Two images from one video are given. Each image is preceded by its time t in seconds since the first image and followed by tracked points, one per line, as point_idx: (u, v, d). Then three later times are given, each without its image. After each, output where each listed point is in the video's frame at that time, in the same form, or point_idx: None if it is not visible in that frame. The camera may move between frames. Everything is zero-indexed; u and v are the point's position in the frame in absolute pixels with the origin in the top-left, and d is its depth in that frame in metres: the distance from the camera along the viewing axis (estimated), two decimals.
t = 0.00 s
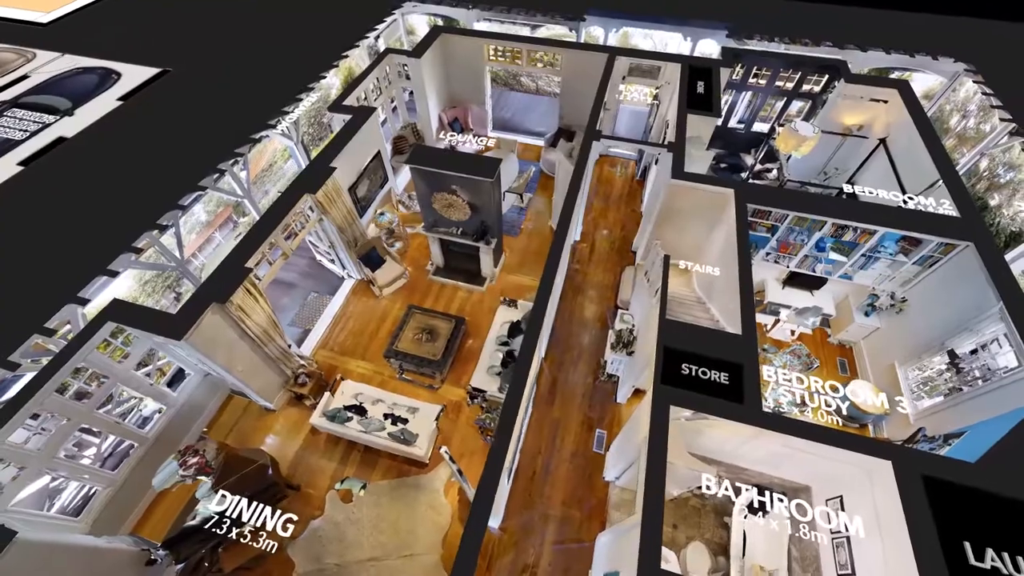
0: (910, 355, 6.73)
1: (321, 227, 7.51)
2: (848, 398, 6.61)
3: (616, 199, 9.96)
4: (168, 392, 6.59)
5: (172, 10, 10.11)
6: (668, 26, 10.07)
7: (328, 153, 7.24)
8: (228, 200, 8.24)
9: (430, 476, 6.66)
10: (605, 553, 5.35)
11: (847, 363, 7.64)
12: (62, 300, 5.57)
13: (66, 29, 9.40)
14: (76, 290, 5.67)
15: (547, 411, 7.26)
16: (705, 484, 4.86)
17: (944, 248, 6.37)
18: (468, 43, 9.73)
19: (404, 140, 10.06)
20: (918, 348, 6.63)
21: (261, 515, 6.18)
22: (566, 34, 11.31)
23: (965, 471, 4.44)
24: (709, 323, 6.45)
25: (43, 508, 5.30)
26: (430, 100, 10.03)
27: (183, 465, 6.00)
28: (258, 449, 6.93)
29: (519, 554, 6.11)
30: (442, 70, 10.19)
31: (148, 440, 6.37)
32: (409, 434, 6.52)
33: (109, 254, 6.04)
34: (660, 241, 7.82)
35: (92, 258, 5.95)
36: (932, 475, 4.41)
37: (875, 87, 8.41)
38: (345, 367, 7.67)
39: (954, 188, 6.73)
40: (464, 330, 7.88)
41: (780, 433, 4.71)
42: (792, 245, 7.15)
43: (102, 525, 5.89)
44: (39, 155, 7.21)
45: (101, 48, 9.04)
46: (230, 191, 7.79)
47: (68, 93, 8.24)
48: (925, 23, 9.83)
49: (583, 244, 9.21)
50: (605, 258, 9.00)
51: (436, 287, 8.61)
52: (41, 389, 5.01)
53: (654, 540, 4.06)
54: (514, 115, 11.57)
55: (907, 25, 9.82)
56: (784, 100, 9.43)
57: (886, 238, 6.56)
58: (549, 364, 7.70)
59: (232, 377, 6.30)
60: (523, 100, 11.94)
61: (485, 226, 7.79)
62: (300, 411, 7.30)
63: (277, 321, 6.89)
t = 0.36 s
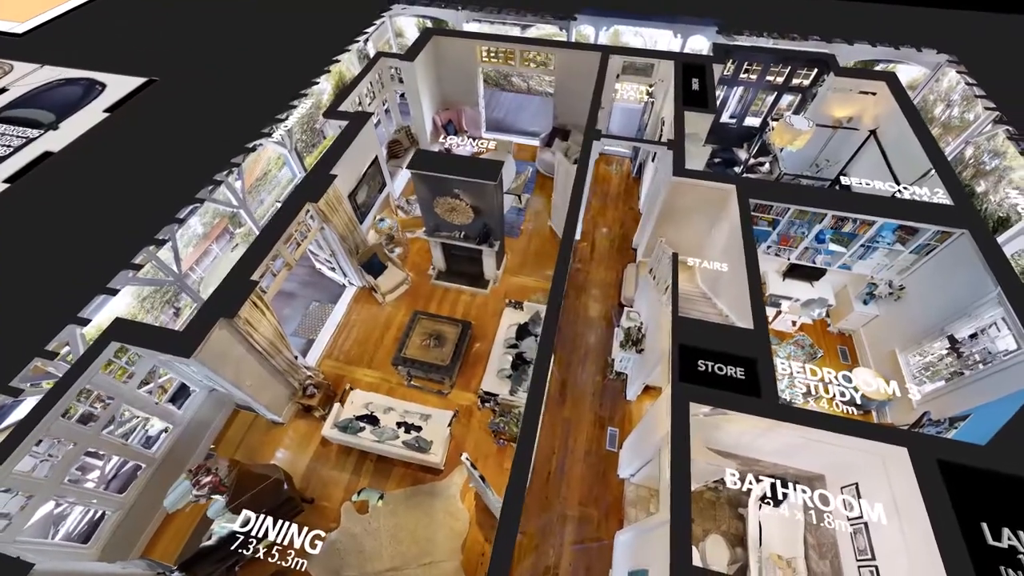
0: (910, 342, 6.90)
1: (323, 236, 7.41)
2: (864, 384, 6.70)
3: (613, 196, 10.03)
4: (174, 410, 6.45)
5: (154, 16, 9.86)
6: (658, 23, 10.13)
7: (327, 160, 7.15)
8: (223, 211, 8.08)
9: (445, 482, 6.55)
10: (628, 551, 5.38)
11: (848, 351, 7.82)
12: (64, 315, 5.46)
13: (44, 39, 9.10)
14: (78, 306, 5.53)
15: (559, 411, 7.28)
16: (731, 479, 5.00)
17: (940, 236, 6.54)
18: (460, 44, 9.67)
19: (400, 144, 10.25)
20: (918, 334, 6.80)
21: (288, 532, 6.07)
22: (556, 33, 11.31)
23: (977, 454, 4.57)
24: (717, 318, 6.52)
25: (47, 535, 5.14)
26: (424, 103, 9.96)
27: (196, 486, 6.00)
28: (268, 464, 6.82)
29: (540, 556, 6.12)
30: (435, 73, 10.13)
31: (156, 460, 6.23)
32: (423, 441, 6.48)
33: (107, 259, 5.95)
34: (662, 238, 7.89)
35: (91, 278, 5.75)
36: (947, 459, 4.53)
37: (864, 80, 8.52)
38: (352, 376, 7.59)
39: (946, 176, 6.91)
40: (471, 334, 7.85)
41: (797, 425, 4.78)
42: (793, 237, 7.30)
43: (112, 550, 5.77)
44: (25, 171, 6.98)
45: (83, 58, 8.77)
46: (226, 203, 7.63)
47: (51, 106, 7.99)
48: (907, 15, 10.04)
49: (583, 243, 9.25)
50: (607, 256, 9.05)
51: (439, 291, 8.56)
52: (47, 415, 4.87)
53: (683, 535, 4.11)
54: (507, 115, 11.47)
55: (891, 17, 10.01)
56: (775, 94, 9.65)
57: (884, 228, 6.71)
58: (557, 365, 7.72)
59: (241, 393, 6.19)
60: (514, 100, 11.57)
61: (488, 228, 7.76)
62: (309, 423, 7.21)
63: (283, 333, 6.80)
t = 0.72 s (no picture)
0: (909, 328, 7.08)
1: (324, 245, 7.31)
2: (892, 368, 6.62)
3: (610, 194, 10.09)
4: (182, 428, 6.32)
5: (139, 20, 9.63)
6: (648, 21, 10.18)
7: (327, 167, 7.07)
8: (220, 223, 7.91)
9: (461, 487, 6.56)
10: (650, 546, 5.44)
11: (848, 339, 8.01)
12: (65, 313, 5.48)
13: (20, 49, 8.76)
14: (81, 306, 5.56)
15: (570, 411, 7.31)
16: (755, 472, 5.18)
17: (935, 224, 6.73)
18: (452, 46, 9.63)
19: (394, 148, 10.13)
20: (917, 320, 6.98)
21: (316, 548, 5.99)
22: (546, 33, 11.32)
23: (988, 436, 4.71)
24: (725, 313, 6.61)
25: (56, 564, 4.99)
26: (417, 106, 9.88)
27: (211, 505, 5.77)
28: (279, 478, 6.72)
29: (560, 556, 6.13)
30: (427, 75, 10.08)
31: (166, 480, 6.09)
32: (439, 447, 6.43)
33: (107, 258, 5.97)
34: (663, 234, 7.97)
35: (93, 279, 5.77)
36: (959, 443, 4.66)
37: (853, 73, 8.66)
38: (360, 385, 7.51)
39: (939, 166, 7.08)
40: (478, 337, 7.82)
41: (813, 414, 4.88)
42: (793, 230, 7.37)
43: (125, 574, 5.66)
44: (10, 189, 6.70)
45: (63, 68, 8.47)
46: (223, 213, 7.46)
47: (33, 120, 7.70)
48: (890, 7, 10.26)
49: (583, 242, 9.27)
50: (608, 254, 9.10)
51: (442, 296, 8.52)
52: (54, 440, 4.73)
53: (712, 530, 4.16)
54: (500, 115, 11.48)
55: (874, 10, 10.22)
56: (765, 89, 9.83)
57: (881, 218, 6.87)
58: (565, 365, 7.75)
59: (251, 407, 6.08)
60: (506, 100, 11.76)
61: (491, 231, 7.73)
62: (318, 434, 7.12)
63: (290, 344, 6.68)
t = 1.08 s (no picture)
0: (908, 314, 7.25)
1: (327, 253, 7.22)
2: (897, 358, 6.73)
3: (607, 192, 10.14)
4: (190, 446, 6.19)
5: (133, 21, 9.52)
6: (638, 19, 10.21)
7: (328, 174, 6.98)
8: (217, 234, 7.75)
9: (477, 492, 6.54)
10: (672, 541, 5.49)
11: (847, 327, 8.17)
12: (64, 314, 5.46)
13: None
14: (80, 306, 5.55)
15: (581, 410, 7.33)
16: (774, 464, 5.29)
17: (930, 212, 6.88)
18: (444, 48, 9.58)
19: (390, 153, 9.93)
20: (915, 307, 7.15)
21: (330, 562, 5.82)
22: (536, 33, 11.33)
23: (996, 417, 4.85)
24: (734, 307, 6.71)
25: None
26: (412, 109, 9.81)
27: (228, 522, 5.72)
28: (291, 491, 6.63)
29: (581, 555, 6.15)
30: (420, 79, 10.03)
31: (177, 500, 5.96)
32: (455, 453, 6.40)
33: (107, 258, 5.95)
34: (665, 231, 8.05)
35: (93, 280, 5.74)
36: (970, 425, 4.79)
37: (842, 66, 8.82)
38: (368, 393, 7.44)
39: (930, 155, 7.24)
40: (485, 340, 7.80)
41: (830, 404, 4.95)
42: (793, 222, 7.46)
43: None
44: None
45: (43, 79, 8.15)
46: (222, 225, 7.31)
47: (16, 134, 7.37)
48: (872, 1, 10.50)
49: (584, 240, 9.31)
50: (609, 252, 9.15)
51: (446, 300, 8.48)
52: (65, 465, 4.58)
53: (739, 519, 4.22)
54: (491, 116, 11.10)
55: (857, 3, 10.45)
56: (755, 84, 10.04)
57: (878, 208, 7.03)
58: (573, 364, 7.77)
59: (262, 421, 5.98)
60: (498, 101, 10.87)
61: (494, 234, 7.71)
62: (329, 445, 7.04)
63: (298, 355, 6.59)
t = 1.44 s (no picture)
0: (906, 301, 7.42)
1: (331, 261, 7.14)
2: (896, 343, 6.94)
3: (604, 190, 10.20)
4: (200, 464, 6.06)
5: (106, 33, 9.14)
6: (627, 17, 10.20)
7: (330, 180, 6.93)
8: (215, 246, 7.62)
9: (493, 495, 6.52)
10: (692, 535, 5.55)
11: (846, 316, 8.33)
12: (62, 316, 5.44)
13: None
14: (78, 307, 5.53)
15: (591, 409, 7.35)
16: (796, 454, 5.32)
17: (925, 201, 7.05)
18: (436, 51, 9.51)
19: (385, 157, 9.92)
20: (913, 293, 7.32)
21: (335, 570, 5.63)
22: (527, 33, 11.33)
23: (1004, 399, 4.98)
24: (742, 300, 6.82)
25: None
26: (406, 112, 9.74)
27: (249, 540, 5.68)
28: (304, 504, 6.53)
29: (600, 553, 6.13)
30: (414, 82, 9.96)
31: (190, 519, 5.84)
32: (471, 457, 6.38)
33: (105, 260, 5.93)
34: (666, 227, 8.13)
35: (91, 281, 5.73)
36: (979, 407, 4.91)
37: (829, 60, 9.01)
38: (377, 401, 7.37)
39: (921, 145, 7.43)
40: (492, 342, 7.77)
41: (842, 391, 5.05)
42: (791, 215, 7.65)
43: None
44: None
45: (25, 91, 7.89)
46: (220, 236, 7.17)
47: None
48: None
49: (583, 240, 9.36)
50: (610, 249, 9.20)
51: (450, 303, 8.44)
52: (78, 490, 4.45)
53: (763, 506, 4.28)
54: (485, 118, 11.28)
55: None
56: (746, 79, 10.29)
57: (874, 199, 7.19)
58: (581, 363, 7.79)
59: (275, 434, 5.90)
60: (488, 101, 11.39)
61: (498, 236, 7.69)
62: (341, 455, 6.96)
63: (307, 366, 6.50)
